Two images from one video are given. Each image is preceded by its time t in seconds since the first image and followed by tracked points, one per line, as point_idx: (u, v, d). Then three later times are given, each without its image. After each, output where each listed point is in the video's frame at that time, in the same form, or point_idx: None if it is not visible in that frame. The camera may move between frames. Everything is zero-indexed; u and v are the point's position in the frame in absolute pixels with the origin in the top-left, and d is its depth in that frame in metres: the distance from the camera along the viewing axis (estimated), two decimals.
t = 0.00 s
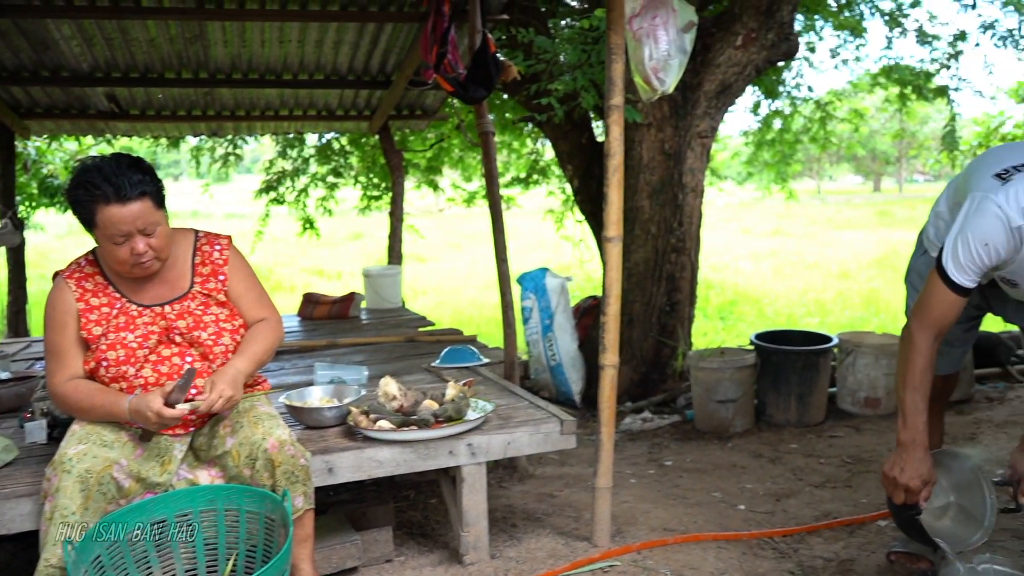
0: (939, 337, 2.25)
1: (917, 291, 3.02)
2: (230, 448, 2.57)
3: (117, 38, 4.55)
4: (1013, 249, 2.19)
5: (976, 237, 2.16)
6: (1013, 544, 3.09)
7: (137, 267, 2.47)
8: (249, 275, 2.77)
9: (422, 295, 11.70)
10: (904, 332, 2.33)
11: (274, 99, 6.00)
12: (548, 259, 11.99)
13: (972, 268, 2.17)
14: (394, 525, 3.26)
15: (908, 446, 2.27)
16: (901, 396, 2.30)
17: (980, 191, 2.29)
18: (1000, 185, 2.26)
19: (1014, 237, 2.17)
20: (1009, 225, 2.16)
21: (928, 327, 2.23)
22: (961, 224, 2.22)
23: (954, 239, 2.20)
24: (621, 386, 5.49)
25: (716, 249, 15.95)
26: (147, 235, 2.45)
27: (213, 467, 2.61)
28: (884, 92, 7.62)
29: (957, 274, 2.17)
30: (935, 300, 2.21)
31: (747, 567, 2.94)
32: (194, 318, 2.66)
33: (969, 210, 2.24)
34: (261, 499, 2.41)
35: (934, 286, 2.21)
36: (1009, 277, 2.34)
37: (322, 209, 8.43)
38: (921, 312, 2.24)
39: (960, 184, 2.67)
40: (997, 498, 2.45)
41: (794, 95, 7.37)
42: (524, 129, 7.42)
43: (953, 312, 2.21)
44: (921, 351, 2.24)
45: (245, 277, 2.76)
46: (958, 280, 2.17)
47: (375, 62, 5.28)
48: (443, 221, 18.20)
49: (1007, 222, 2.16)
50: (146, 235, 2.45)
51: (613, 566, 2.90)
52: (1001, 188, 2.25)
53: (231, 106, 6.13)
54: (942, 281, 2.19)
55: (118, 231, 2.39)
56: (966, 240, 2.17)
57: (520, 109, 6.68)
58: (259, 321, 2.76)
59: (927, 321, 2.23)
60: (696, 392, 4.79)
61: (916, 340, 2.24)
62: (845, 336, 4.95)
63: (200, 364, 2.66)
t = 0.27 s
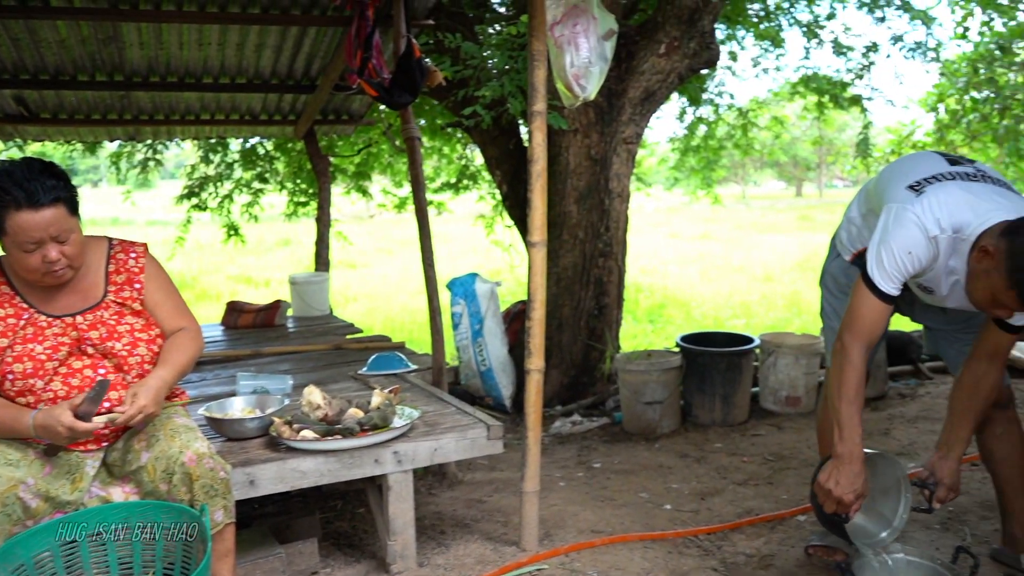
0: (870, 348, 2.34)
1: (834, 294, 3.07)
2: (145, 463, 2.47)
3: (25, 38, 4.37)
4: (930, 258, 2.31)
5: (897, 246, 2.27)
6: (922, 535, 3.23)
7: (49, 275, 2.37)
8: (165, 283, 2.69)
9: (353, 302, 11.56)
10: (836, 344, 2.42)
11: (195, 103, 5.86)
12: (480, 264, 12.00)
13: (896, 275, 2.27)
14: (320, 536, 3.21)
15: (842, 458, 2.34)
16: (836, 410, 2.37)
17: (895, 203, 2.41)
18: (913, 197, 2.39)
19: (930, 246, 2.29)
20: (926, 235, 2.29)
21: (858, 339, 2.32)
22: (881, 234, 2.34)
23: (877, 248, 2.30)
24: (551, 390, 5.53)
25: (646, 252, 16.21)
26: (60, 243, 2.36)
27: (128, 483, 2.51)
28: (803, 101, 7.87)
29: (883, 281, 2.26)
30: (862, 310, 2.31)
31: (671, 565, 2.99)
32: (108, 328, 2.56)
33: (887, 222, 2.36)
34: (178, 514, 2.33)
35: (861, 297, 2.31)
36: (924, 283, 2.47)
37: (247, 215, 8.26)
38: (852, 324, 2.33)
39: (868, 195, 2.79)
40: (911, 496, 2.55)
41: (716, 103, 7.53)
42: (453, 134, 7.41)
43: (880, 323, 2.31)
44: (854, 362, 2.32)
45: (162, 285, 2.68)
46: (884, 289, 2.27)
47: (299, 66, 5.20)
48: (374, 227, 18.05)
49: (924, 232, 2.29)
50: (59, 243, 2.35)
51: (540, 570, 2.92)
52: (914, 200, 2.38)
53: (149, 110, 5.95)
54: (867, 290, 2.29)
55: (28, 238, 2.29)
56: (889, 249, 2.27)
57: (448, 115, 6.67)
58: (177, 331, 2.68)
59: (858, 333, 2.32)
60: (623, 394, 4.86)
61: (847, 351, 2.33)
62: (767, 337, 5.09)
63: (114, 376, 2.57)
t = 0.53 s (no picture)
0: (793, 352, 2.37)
1: (742, 290, 3.16)
2: (41, 473, 2.36)
3: None
4: (836, 262, 2.39)
5: (805, 251, 2.34)
6: (826, 520, 3.36)
7: None
8: (66, 283, 2.55)
9: (272, 302, 11.31)
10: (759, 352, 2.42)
11: (100, 97, 5.63)
12: (403, 262, 11.91)
13: (810, 277, 2.33)
14: (233, 542, 3.13)
15: (778, 463, 2.32)
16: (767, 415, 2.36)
17: (803, 209, 2.49)
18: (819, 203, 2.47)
19: (836, 251, 2.37)
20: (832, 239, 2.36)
21: (783, 342, 2.33)
22: (793, 239, 2.41)
23: (789, 253, 2.37)
24: (472, 387, 5.53)
25: (568, 250, 16.38)
26: None
27: (22, 495, 2.38)
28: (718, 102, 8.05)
29: (796, 283, 2.31)
30: (783, 315, 2.33)
31: (587, 558, 3.03)
32: None
33: (796, 228, 2.43)
34: (79, 524, 2.21)
35: (780, 302, 2.34)
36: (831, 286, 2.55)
37: (157, 213, 7.98)
38: (775, 329, 2.34)
39: (774, 199, 2.88)
40: (819, 482, 2.36)
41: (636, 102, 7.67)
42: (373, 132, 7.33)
43: (801, 324, 2.34)
44: (782, 367, 2.33)
45: (63, 286, 2.54)
46: (798, 290, 2.31)
47: (210, 60, 5.06)
48: (295, 225, 17.70)
49: (830, 237, 2.36)
50: None
51: (458, 568, 2.92)
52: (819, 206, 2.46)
53: (50, 103, 5.69)
54: (787, 293, 2.32)
55: None
56: (799, 253, 2.34)
57: (367, 112, 6.59)
58: (79, 332, 2.54)
59: (781, 337, 2.34)
60: (543, 391, 4.90)
61: (774, 355, 2.34)
62: (682, 332, 5.21)
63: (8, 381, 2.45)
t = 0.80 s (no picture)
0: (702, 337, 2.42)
1: (654, 277, 3.21)
2: None
3: None
4: (739, 250, 2.46)
5: (709, 241, 2.41)
6: (737, 500, 3.47)
7: None
8: None
9: (187, 295, 10.98)
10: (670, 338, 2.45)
11: None
12: (325, 253, 11.71)
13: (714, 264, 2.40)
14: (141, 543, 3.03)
15: (696, 445, 2.37)
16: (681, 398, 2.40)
17: (706, 198, 2.55)
18: (721, 192, 2.54)
19: (738, 240, 2.44)
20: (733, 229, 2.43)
21: (693, 328, 2.38)
22: (697, 227, 2.48)
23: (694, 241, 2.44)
24: (394, 379, 5.49)
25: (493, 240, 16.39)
26: None
27: None
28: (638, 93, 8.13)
29: (701, 272, 2.37)
30: (693, 301, 2.38)
31: (506, 546, 3.05)
32: None
33: (700, 218, 2.49)
34: None
35: (690, 290, 2.38)
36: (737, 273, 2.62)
37: (61, 204, 7.64)
38: (686, 315, 2.38)
39: (681, 188, 2.93)
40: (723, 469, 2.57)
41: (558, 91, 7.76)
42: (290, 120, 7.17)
43: (710, 310, 2.39)
44: (695, 352, 2.37)
45: None
46: (706, 278, 2.37)
47: (114, 43, 4.86)
48: (212, 216, 17.21)
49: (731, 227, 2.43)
50: None
51: (376, 560, 2.90)
52: (721, 194, 2.52)
53: None
54: (696, 280, 2.37)
55: None
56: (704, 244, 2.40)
57: (283, 99, 6.44)
58: None
59: (691, 322, 2.38)
60: (464, 380, 4.90)
61: (686, 342, 2.38)
62: (602, 320, 5.28)
63: None
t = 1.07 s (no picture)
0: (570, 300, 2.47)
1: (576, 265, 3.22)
2: None
3: None
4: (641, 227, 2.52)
5: (610, 215, 2.47)
6: (660, 483, 3.54)
7: None
8: None
9: (104, 289, 10.59)
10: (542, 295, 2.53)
11: None
12: (249, 245, 11.44)
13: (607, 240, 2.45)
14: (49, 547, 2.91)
15: (529, 393, 2.41)
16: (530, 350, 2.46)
17: (617, 176, 2.61)
18: (631, 171, 2.60)
19: (642, 217, 2.50)
20: (638, 206, 2.49)
21: (562, 289, 2.45)
22: (600, 202, 2.52)
23: (594, 215, 2.48)
24: (319, 372, 5.40)
25: (422, 230, 16.26)
26: None
27: None
28: (564, 84, 8.16)
29: (595, 243, 2.44)
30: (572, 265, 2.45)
31: (432, 536, 3.04)
32: None
33: (606, 194, 2.55)
34: None
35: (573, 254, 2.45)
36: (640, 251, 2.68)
37: None
38: (560, 276, 2.45)
39: (601, 173, 2.95)
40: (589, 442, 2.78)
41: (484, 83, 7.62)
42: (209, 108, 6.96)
43: (585, 277, 2.46)
44: (553, 309, 2.44)
45: None
46: (593, 249, 2.44)
47: (16, 25, 4.63)
48: (130, 207, 16.63)
49: (637, 204, 2.49)
50: None
51: (299, 556, 2.86)
52: (631, 174, 2.58)
53: None
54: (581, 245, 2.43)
55: None
56: (604, 217, 2.46)
57: (201, 86, 6.25)
58: None
59: (563, 285, 2.45)
60: (391, 372, 4.85)
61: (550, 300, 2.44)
62: (529, 309, 5.30)
63: None
